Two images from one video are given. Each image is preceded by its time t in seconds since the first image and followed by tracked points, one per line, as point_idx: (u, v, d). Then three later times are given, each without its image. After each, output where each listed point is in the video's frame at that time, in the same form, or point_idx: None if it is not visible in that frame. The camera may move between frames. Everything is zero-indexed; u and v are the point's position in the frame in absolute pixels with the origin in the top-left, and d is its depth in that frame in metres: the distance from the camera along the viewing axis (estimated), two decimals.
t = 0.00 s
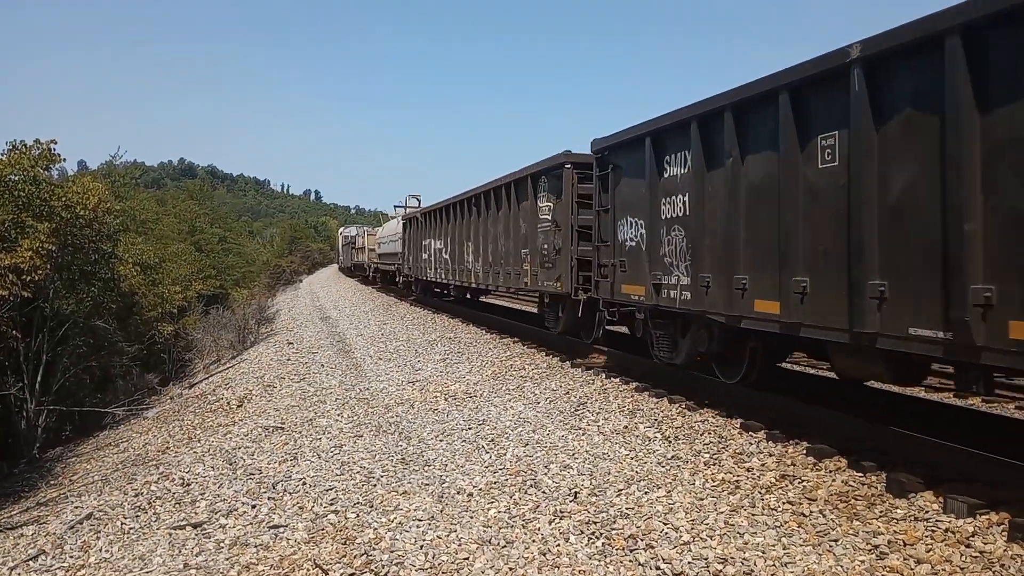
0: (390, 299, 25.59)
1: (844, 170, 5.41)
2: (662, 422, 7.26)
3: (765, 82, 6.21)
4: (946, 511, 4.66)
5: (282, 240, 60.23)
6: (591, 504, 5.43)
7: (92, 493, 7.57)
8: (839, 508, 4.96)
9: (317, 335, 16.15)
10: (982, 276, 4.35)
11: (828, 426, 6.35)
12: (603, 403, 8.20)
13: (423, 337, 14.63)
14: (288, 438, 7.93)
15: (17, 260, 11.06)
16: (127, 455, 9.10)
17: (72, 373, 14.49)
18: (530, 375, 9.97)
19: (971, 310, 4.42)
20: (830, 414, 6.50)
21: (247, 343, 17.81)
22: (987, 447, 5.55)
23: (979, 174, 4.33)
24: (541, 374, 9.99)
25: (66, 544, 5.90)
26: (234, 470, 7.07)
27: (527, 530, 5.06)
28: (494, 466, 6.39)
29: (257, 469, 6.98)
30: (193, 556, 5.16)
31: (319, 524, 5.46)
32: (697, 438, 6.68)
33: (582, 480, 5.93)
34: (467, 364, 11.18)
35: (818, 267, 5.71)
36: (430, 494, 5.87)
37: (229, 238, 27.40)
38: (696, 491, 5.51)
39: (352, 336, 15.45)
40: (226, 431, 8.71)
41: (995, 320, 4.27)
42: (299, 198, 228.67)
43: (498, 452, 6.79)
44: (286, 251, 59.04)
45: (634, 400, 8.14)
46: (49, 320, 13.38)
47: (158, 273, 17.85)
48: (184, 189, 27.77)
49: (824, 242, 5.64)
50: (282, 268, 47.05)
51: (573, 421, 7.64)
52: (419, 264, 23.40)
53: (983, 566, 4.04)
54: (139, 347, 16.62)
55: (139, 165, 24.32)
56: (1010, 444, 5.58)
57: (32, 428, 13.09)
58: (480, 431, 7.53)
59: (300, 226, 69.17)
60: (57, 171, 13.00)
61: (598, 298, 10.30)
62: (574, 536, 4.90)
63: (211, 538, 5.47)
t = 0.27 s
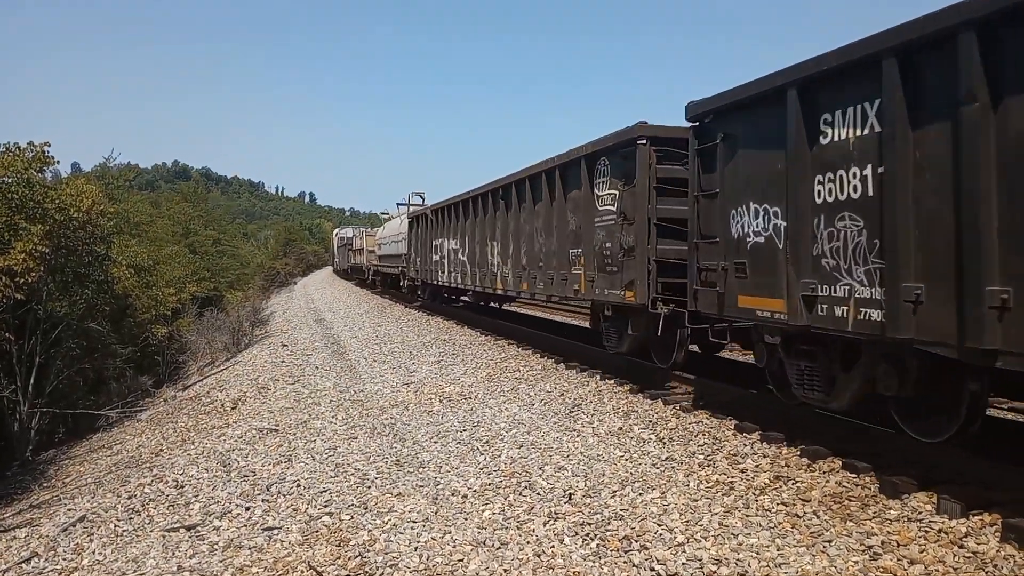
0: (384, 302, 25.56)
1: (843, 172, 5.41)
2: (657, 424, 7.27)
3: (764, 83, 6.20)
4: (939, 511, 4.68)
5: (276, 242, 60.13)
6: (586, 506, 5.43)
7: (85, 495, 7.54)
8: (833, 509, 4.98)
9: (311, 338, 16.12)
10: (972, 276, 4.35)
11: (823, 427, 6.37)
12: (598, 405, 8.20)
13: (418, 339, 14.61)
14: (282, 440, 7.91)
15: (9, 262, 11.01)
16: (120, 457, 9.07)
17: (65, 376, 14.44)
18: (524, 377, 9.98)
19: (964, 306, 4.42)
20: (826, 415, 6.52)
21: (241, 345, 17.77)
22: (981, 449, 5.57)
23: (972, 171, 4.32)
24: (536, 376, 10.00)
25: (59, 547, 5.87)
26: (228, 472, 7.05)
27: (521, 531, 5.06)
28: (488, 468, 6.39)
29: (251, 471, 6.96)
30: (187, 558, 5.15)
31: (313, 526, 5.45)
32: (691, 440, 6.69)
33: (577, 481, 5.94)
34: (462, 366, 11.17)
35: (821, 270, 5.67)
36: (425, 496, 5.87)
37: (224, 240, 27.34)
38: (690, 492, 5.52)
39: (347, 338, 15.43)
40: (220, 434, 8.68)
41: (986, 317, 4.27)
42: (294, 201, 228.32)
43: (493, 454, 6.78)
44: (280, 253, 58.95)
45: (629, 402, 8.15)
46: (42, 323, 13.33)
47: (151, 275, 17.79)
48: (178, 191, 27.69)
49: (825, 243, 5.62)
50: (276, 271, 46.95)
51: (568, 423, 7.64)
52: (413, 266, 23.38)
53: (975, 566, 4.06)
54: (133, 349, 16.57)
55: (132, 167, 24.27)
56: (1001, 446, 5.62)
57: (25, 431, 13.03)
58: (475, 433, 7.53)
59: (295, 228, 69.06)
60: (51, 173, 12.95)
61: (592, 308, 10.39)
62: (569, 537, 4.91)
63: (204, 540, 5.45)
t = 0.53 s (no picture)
0: (389, 300, 25.58)
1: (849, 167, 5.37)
2: (661, 423, 7.26)
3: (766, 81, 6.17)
4: (944, 512, 4.66)
5: (281, 241, 60.27)
6: (590, 505, 5.43)
7: (91, 493, 7.57)
8: (838, 509, 4.96)
9: (316, 336, 16.14)
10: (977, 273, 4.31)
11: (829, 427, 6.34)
12: (602, 404, 8.19)
13: (422, 338, 14.63)
14: (287, 439, 7.93)
15: (16, 261, 11.06)
16: (126, 455, 9.10)
17: (71, 374, 14.50)
18: (529, 376, 9.97)
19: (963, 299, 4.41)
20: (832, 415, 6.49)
21: (246, 344, 17.81)
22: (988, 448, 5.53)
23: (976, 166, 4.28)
24: (540, 374, 9.99)
25: (65, 544, 5.89)
26: (233, 471, 7.07)
27: (525, 530, 5.06)
28: (493, 467, 6.39)
29: (256, 470, 6.98)
30: (192, 556, 5.16)
31: (317, 524, 5.45)
32: (696, 439, 6.68)
33: (581, 481, 5.93)
34: (466, 365, 11.18)
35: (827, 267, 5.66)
36: (429, 494, 5.87)
37: (229, 239, 27.41)
38: (695, 492, 5.51)
39: (351, 337, 15.45)
40: (225, 432, 8.70)
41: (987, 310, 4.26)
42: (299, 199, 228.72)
43: (497, 453, 6.78)
44: (285, 252, 59.08)
45: (633, 401, 8.14)
46: (48, 321, 13.39)
47: (157, 273, 17.84)
48: (184, 190, 27.77)
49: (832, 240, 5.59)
50: (281, 269, 47.03)
51: (572, 422, 7.64)
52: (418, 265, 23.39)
53: (981, 567, 4.04)
54: (139, 348, 16.63)
55: (138, 166, 24.33)
56: (1008, 446, 5.58)
57: (32, 429, 13.09)
58: (479, 431, 7.53)
59: (300, 227, 69.19)
60: (57, 172, 13.00)
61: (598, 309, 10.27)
62: (573, 537, 4.90)
63: (209, 538, 5.47)
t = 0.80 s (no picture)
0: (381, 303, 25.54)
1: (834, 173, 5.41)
2: (654, 425, 7.28)
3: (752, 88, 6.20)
4: (935, 513, 4.69)
5: (273, 243, 60.11)
6: (583, 507, 5.44)
7: (81, 495, 7.52)
8: (830, 511, 4.99)
9: (308, 338, 16.09)
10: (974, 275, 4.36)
11: (820, 429, 6.38)
12: (595, 406, 8.21)
13: (415, 340, 14.61)
14: (279, 441, 7.90)
15: (6, 262, 10.98)
16: (116, 458, 9.04)
17: (62, 376, 14.41)
18: (522, 378, 9.98)
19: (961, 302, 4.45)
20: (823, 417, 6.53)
21: (238, 346, 17.74)
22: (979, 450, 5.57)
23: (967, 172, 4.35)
24: (533, 377, 9.99)
25: (55, 547, 5.85)
26: (225, 473, 7.04)
27: (519, 532, 5.06)
28: (486, 469, 6.39)
29: (248, 472, 6.95)
30: (184, 559, 5.14)
31: (310, 526, 5.44)
32: (689, 441, 6.69)
33: (574, 482, 5.94)
34: (459, 367, 11.17)
35: (814, 271, 5.68)
36: (422, 496, 5.87)
37: (221, 240, 27.30)
38: (687, 494, 5.53)
39: (344, 339, 15.42)
40: (216, 434, 8.67)
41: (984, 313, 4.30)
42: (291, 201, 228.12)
43: (490, 455, 6.78)
44: (278, 253, 58.94)
45: (626, 403, 8.15)
46: (39, 322, 13.31)
47: (149, 275, 17.75)
48: (176, 191, 27.66)
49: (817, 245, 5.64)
50: (274, 271, 46.86)
51: (565, 425, 7.64)
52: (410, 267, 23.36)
53: (972, 568, 4.07)
54: (130, 350, 16.55)
55: (130, 167, 24.22)
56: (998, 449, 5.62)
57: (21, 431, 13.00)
58: (472, 433, 7.53)
59: (292, 229, 69.02)
60: (48, 173, 12.93)
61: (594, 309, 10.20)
62: (566, 539, 4.91)
63: (201, 540, 5.44)
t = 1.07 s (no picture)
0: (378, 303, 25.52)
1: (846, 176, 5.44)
2: (651, 426, 7.29)
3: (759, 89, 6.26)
4: (931, 515, 4.71)
5: (270, 243, 60.08)
6: (580, 508, 5.44)
7: (77, 495, 7.50)
8: (827, 512, 5.00)
9: (305, 338, 16.07)
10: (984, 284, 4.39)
11: (817, 431, 6.40)
12: (593, 407, 8.22)
13: (413, 340, 14.60)
14: (276, 441, 7.89)
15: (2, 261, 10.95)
16: (112, 457, 9.03)
17: (58, 375, 14.38)
18: (519, 379, 9.98)
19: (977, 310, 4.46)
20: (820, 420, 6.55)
21: (235, 346, 17.71)
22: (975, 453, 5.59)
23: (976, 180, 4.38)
24: (531, 378, 10.00)
25: (51, 547, 5.84)
26: (221, 473, 7.03)
27: (516, 533, 5.07)
28: (483, 470, 6.39)
29: (244, 472, 6.94)
30: (180, 559, 5.13)
31: (307, 527, 5.44)
32: (686, 442, 6.70)
33: (571, 483, 5.95)
34: (457, 367, 11.17)
35: (818, 274, 5.70)
36: (419, 497, 5.87)
37: (218, 240, 27.27)
38: (684, 495, 5.54)
39: (341, 339, 15.40)
40: (213, 434, 8.65)
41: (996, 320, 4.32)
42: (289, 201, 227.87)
43: (487, 455, 6.79)
44: (275, 253, 58.90)
45: (623, 404, 8.16)
46: (35, 322, 13.27)
47: (146, 275, 17.70)
48: (173, 190, 27.61)
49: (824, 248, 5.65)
50: (270, 271, 46.80)
51: (562, 425, 7.65)
52: (407, 267, 23.34)
53: (968, 569, 4.08)
54: (127, 349, 16.52)
55: (127, 166, 24.17)
56: (993, 450, 5.66)
57: (16, 430, 12.96)
58: (469, 434, 7.54)
59: (290, 229, 68.95)
60: (45, 172, 12.90)
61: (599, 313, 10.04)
62: (563, 539, 4.92)
63: (198, 540, 5.44)
